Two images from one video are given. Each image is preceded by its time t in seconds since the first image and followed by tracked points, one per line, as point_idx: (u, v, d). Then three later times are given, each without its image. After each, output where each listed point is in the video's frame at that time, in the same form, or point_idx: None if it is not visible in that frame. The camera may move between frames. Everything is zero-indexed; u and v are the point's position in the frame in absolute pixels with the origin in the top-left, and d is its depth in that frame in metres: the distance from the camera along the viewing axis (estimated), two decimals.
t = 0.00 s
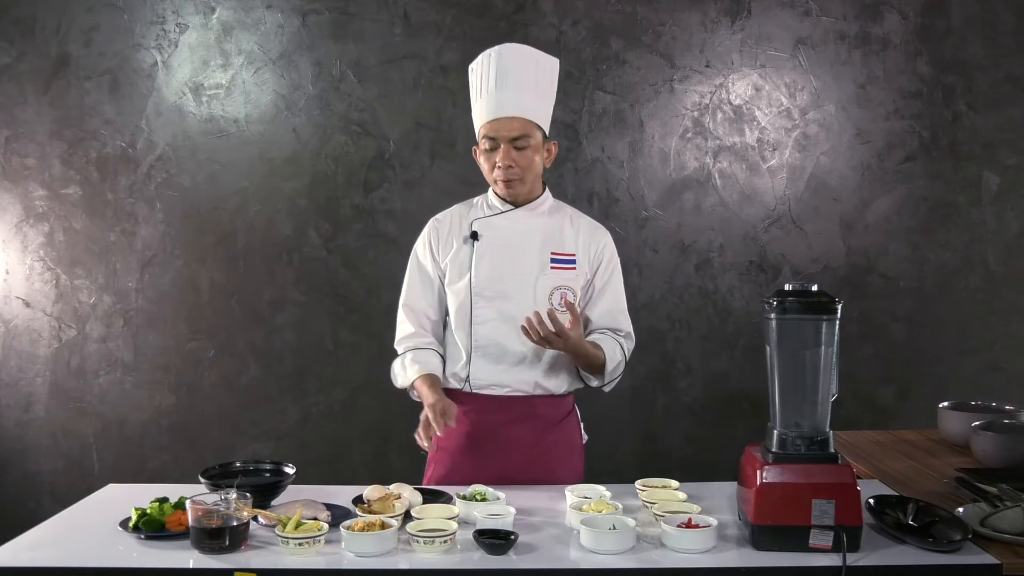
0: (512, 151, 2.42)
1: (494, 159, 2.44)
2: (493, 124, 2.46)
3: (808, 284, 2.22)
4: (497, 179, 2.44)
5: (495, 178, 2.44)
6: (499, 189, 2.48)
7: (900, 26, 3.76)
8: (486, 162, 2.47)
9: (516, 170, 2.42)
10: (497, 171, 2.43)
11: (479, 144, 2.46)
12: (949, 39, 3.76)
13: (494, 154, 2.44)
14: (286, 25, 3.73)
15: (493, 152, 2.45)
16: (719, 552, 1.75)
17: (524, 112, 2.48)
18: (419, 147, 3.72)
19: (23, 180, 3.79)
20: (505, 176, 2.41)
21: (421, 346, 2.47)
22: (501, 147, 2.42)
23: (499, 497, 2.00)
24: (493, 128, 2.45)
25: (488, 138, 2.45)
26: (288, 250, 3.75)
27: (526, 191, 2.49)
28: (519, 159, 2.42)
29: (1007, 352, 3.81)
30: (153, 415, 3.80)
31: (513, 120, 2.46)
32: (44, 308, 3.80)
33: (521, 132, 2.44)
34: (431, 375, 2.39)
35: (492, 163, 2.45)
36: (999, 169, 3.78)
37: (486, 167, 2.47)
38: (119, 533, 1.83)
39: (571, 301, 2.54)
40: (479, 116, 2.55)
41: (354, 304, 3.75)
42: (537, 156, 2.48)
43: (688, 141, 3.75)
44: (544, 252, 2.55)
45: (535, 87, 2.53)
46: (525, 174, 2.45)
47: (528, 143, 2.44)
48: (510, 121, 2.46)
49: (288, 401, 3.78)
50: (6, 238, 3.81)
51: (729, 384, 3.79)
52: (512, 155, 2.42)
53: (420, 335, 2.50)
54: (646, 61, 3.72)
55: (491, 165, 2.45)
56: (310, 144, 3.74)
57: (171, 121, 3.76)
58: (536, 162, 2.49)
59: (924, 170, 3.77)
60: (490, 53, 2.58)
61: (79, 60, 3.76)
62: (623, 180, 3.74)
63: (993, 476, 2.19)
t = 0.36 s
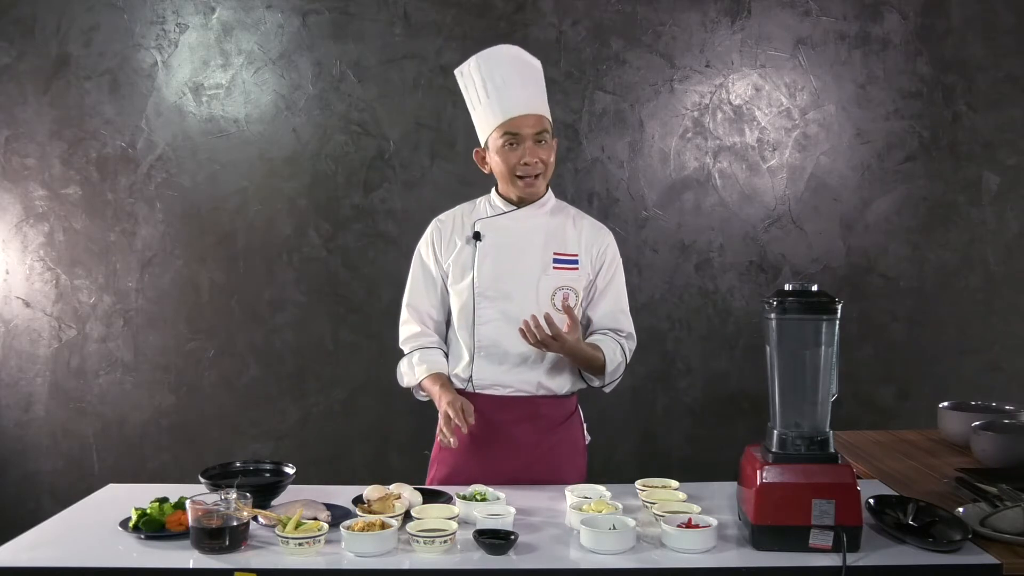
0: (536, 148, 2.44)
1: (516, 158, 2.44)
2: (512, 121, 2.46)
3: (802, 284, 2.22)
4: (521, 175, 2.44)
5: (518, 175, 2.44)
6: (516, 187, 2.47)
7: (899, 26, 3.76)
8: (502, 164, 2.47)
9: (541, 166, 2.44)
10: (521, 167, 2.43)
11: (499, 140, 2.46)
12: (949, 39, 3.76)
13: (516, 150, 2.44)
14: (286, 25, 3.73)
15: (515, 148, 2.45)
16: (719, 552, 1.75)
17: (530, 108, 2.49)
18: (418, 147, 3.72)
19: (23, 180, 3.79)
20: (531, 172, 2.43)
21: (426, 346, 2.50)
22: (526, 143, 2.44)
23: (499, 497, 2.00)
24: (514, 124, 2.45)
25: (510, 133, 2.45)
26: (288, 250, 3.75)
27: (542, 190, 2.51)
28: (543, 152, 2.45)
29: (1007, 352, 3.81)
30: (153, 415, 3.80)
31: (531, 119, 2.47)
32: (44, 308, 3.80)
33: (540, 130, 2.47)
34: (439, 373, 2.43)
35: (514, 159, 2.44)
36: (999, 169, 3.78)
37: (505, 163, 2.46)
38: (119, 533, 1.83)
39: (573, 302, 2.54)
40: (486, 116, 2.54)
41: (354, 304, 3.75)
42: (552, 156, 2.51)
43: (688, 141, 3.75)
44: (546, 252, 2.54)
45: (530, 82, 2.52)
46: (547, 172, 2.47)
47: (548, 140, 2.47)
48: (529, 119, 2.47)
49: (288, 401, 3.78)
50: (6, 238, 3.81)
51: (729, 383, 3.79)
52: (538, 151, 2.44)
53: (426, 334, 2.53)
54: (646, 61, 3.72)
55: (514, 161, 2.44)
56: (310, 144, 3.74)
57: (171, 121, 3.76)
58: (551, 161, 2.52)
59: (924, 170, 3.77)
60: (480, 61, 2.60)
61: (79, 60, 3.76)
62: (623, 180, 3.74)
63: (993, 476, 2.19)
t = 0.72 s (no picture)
0: (524, 144, 2.45)
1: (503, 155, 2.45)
2: (503, 116, 2.48)
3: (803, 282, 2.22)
4: (507, 171, 2.45)
5: (505, 172, 2.45)
6: (504, 183, 2.48)
7: (900, 26, 3.76)
8: (491, 162, 2.49)
9: (528, 163, 2.44)
10: (507, 162, 2.44)
11: (489, 135, 2.47)
12: (949, 39, 3.76)
13: (505, 146, 2.45)
14: (286, 25, 3.73)
15: (504, 143, 2.46)
16: (719, 552, 1.75)
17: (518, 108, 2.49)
18: (419, 146, 3.72)
19: (23, 180, 3.79)
20: (517, 168, 2.44)
21: (419, 344, 2.49)
22: (515, 139, 2.45)
23: (499, 497, 2.00)
24: (504, 119, 2.47)
25: (499, 128, 2.46)
26: (288, 250, 3.75)
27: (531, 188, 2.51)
28: (533, 149, 2.45)
29: (1007, 351, 3.80)
30: (153, 415, 3.80)
31: (523, 115, 2.48)
32: (44, 308, 3.80)
33: (532, 126, 2.47)
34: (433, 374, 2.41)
35: (502, 154, 2.45)
36: (999, 168, 3.78)
37: (494, 158, 2.47)
38: (119, 533, 1.83)
39: (566, 302, 2.55)
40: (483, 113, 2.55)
41: (354, 304, 3.75)
42: (545, 154, 2.51)
43: (688, 141, 3.75)
44: (539, 252, 2.55)
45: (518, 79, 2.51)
46: (535, 169, 2.47)
47: (539, 137, 2.47)
48: (521, 115, 2.48)
49: (288, 401, 3.78)
50: (6, 238, 3.81)
51: (729, 383, 3.79)
52: (526, 148, 2.44)
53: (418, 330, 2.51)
54: (646, 61, 3.72)
55: (502, 156, 2.45)
56: (310, 144, 3.74)
57: (171, 121, 3.76)
58: (544, 159, 2.51)
59: (924, 170, 3.77)
60: (472, 63, 2.61)
61: (79, 60, 3.76)
62: (624, 180, 3.73)
63: (993, 476, 2.19)
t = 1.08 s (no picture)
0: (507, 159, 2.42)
1: (482, 167, 2.46)
2: (483, 131, 2.46)
3: (808, 284, 2.19)
4: (491, 186, 2.44)
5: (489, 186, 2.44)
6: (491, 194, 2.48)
7: (899, 26, 3.76)
8: (473, 174, 2.50)
9: (511, 177, 2.42)
10: (491, 178, 2.43)
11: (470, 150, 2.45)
12: (949, 39, 3.76)
13: (488, 161, 2.44)
14: (286, 25, 3.73)
15: (486, 159, 2.44)
16: (719, 552, 1.75)
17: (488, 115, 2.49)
18: (418, 146, 3.72)
19: (23, 180, 3.79)
20: (501, 184, 2.42)
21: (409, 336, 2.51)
22: (495, 154, 2.42)
23: (499, 497, 2.00)
24: (484, 135, 2.44)
25: (480, 144, 2.44)
26: (288, 250, 3.75)
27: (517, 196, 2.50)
28: (515, 162, 2.43)
29: (1007, 352, 3.80)
30: (153, 415, 3.80)
31: (503, 126, 2.46)
32: (44, 308, 3.80)
33: (514, 140, 2.44)
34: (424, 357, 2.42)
35: (486, 169, 2.44)
36: (999, 168, 3.78)
37: (478, 172, 2.46)
38: (119, 533, 1.83)
39: (557, 301, 2.55)
40: (467, 120, 2.54)
41: (354, 304, 3.75)
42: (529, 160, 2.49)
43: (688, 141, 3.75)
44: (529, 251, 2.55)
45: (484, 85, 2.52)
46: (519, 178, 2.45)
47: (522, 148, 2.44)
48: (501, 126, 2.46)
49: (288, 401, 3.78)
50: (6, 238, 3.81)
51: (730, 383, 3.79)
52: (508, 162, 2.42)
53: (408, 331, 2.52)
54: (646, 61, 3.72)
55: (484, 172, 2.44)
56: (310, 144, 3.74)
57: (171, 121, 3.76)
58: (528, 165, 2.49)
59: (924, 170, 3.77)
60: (448, 69, 2.65)
61: (79, 60, 3.76)
62: (624, 180, 3.73)
63: (994, 476, 2.19)
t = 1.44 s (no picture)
0: (491, 152, 2.43)
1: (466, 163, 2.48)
2: (471, 124, 2.47)
3: (809, 284, 2.19)
4: (476, 179, 2.46)
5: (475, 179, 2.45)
6: (478, 188, 2.50)
7: (900, 26, 3.76)
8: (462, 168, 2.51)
9: (496, 171, 2.43)
10: (475, 170, 2.44)
11: (458, 143, 2.47)
12: (949, 39, 3.76)
13: (473, 154, 2.45)
14: (286, 25, 3.73)
15: (471, 152, 2.45)
16: (719, 552, 1.75)
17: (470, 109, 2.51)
18: (418, 146, 3.72)
19: (23, 180, 3.79)
20: (484, 177, 2.43)
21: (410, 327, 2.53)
22: (480, 147, 2.43)
23: (499, 497, 2.00)
24: (471, 128, 2.45)
25: (466, 137, 2.45)
26: (288, 250, 3.75)
27: (506, 190, 2.50)
28: (500, 157, 2.43)
29: (1007, 352, 3.80)
30: (153, 415, 3.80)
31: (493, 119, 2.46)
32: (44, 308, 3.80)
33: (501, 134, 2.44)
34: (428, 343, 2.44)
35: (471, 162, 2.45)
36: (999, 168, 3.78)
37: (465, 165, 2.48)
38: (119, 533, 1.83)
39: (554, 300, 2.55)
40: (461, 113, 2.55)
41: (354, 304, 3.75)
42: (518, 155, 2.48)
43: (688, 141, 3.75)
44: (526, 251, 2.55)
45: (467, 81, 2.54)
46: (506, 173, 2.45)
47: (508, 142, 2.44)
48: (490, 120, 2.46)
49: (288, 401, 3.78)
50: (6, 238, 3.81)
51: (729, 383, 3.79)
52: (492, 155, 2.43)
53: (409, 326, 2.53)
54: (646, 61, 3.72)
55: (470, 165, 2.46)
56: (311, 144, 3.74)
57: (171, 120, 3.76)
58: (517, 161, 2.49)
59: (924, 170, 3.77)
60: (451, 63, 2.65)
61: (79, 60, 3.76)
62: (624, 179, 3.73)
63: (993, 476, 2.19)
